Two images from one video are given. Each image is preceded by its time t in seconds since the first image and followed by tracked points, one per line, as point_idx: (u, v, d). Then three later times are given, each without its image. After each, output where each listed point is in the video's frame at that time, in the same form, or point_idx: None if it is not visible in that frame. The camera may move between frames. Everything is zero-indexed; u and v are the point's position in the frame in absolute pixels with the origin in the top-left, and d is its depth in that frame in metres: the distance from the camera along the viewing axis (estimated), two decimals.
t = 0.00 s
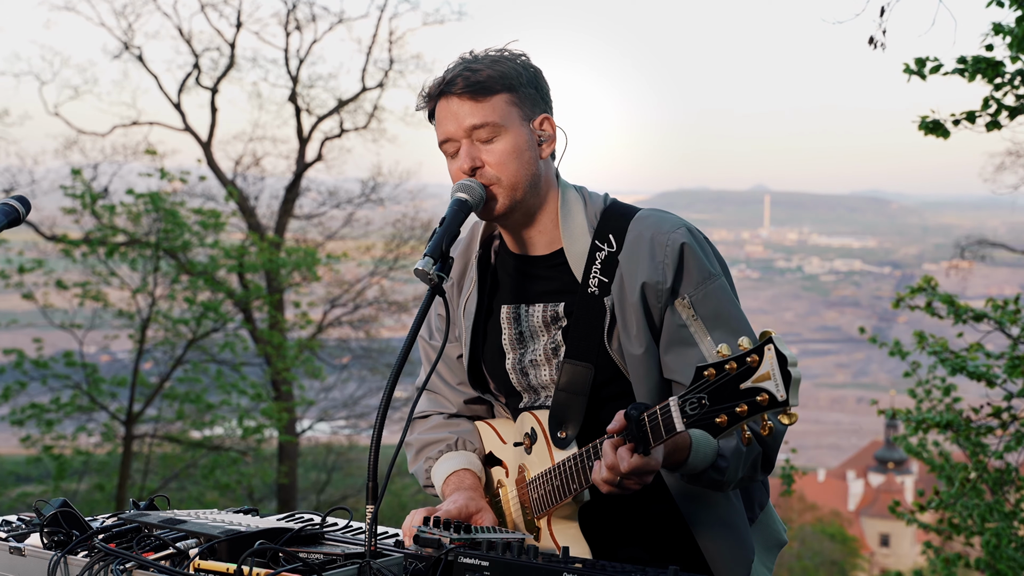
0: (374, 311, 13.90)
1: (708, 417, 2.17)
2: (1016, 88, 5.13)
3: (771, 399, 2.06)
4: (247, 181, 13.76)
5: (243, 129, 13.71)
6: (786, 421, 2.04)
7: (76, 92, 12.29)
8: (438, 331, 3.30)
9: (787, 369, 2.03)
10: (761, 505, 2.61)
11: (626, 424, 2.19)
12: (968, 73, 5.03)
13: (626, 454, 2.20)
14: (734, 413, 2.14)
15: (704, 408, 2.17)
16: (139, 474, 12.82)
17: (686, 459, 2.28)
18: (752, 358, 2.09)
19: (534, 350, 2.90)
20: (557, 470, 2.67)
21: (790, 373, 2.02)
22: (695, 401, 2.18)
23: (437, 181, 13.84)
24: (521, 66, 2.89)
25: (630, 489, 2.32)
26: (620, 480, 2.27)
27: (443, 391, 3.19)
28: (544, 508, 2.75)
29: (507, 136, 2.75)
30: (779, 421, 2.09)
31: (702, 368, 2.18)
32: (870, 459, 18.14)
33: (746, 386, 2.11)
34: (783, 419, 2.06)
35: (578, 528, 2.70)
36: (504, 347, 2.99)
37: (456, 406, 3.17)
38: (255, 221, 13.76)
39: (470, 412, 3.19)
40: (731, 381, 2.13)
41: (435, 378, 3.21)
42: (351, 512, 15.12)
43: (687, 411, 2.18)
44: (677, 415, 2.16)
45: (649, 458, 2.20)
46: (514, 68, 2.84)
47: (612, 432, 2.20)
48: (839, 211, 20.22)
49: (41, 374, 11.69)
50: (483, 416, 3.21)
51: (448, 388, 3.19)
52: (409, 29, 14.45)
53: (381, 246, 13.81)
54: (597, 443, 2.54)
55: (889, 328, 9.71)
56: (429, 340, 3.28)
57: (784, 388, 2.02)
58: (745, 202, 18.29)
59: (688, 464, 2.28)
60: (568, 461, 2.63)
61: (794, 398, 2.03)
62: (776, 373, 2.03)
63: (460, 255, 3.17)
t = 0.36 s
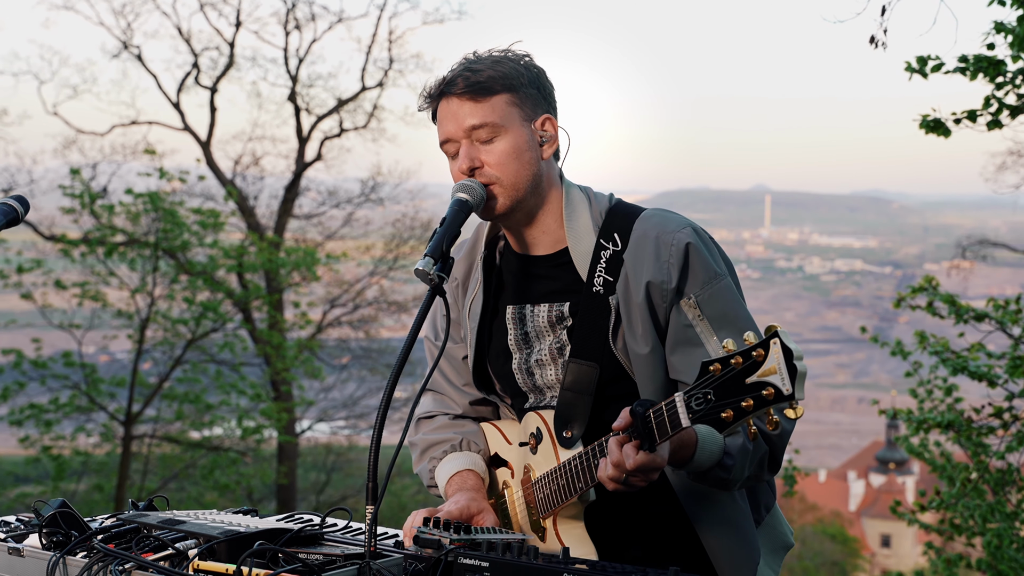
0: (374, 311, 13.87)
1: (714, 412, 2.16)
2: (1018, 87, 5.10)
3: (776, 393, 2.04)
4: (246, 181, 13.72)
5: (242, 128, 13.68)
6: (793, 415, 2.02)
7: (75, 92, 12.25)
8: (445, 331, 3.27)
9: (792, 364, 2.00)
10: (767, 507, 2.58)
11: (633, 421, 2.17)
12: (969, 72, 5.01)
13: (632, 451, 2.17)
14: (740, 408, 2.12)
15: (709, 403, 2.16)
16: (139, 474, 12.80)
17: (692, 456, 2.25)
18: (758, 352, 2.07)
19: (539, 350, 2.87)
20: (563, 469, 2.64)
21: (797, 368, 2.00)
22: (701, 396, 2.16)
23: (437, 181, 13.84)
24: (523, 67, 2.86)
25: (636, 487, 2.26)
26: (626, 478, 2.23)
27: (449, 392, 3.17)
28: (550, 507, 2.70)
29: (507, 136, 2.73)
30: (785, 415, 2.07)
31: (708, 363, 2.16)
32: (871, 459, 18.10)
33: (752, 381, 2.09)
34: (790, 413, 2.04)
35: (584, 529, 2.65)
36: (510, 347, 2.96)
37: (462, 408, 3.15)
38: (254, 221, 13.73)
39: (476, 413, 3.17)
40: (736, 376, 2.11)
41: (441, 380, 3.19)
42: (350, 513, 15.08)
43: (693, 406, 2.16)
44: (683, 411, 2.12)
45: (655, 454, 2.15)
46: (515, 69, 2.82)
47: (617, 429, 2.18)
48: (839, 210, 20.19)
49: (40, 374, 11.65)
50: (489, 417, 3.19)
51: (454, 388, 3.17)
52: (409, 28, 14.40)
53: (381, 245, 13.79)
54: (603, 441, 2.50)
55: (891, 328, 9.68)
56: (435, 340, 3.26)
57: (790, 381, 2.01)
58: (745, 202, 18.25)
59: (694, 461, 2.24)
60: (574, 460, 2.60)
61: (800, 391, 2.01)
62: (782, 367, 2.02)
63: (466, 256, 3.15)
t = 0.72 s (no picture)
0: (373, 311, 13.87)
1: (694, 412, 2.00)
2: (1019, 87, 5.08)
3: (752, 393, 1.88)
4: (246, 181, 13.69)
5: (241, 128, 13.64)
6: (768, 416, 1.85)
7: (73, 91, 12.20)
8: (457, 333, 3.21)
9: (768, 362, 1.85)
10: (776, 512, 2.54)
11: (621, 422, 2.13)
12: (970, 72, 4.98)
13: (619, 451, 2.14)
14: (719, 407, 1.96)
15: (691, 403, 2.01)
16: (138, 475, 12.79)
17: (686, 458, 2.25)
18: (735, 350, 1.92)
19: (544, 351, 2.85)
20: (562, 469, 2.63)
21: (772, 366, 1.84)
22: (683, 395, 2.03)
23: (436, 181, 13.85)
24: (524, 67, 2.84)
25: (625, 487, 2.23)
26: (614, 478, 2.20)
27: (460, 393, 3.13)
28: (550, 508, 2.71)
29: (508, 137, 2.70)
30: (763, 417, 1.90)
31: (690, 361, 2.02)
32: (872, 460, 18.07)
33: (730, 379, 1.94)
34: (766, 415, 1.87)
35: (586, 530, 2.67)
36: (515, 348, 2.94)
37: (473, 409, 3.10)
38: (254, 221, 13.71)
39: (488, 414, 3.11)
40: (716, 375, 1.96)
41: (453, 381, 3.15)
42: (350, 513, 15.05)
43: (675, 405, 2.03)
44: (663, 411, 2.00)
45: (642, 454, 2.13)
46: (515, 70, 2.80)
47: (605, 429, 2.15)
48: (840, 210, 20.15)
49: (38, 374, 11.58)
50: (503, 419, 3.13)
51: (465, 389, 3.13)
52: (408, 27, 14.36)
53: (381, 245, 13.78)
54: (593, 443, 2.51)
55: (891, 328, 9.66)
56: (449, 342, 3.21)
57: (766, 380, 1.84)
58: (745, 202, 18.21)
59: (690, 462, 2.25)
60: (571, 460, 2.60)
61: (777, 390, 1.84)
62: (758, 366, 1.86)
63: (475, 258, 3.12)
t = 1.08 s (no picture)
0: (373, 311, 13.83)
1: (664, 412, 1.94)
2: (1021, 86, 5.05)
3: (716, 393, 1.81)
4: (245, 180, 13.67)
5: (241, 128, 13.62)
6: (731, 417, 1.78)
7: (72, 90, 12.17)
8: (470, 333, 3.20)
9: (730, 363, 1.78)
10: (780, 521, 2.49)
11: (600, 422, 2.08)
12: (971, 71, 4.96)
13: (597, 451, 2.09)
14: (687, 408, 1.90)
15: (661, 403, 1.95)
16: (137, 475, 12.78)
17: (676, 459, 2.21)
18: (701, 350, 1.86)
19: (546, 352, 2.83)
20: (555, 470, 2.61)
21: (735, 367, 1.76)
22: (654, 395, 1.97)
23: (436, 181, 13.84)
24: (528, 68, 2.81)
25: (607, 486, 2.19)
26: (594, 478, 2.15)
27: (473, 392, 3.10)
28: (546, 508, 2.68)
29: (508, 139, 2.68)
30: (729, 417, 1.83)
31: (659, 361, 1.96)
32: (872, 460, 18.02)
33: (696, 379, 1.88)
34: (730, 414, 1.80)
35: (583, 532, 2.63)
36: (521, 349, 2.93)
37: (485, 409, 3.08)
38: (253, 221, 13.70)
39: (501, 416, 3.08)
40: (684, 374, 1.90)
41: (466, 380, 3.12)
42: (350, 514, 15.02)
43: (647, 405, 1.96)
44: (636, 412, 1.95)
45: (621, 455, 2.07)
46: (517, 71, 2.77)
47: (585, 429, 2.10)
48: (841, 210, 20.11)
49: (37, 374, 11.54)
50: (515, 420, 3.08)
51: (478, 390, 3.10)
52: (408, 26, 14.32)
53: (381, 245, 13.73)
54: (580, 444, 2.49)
55: (893, 328, 9.61)
56: (462, 342, 3.19)
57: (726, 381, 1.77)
58: (746, 202, 18.19)
59: (679, 463, 2.21)
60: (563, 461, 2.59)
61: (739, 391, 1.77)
62: (721, 366, 1.79)
63: (484, 258, 3.09)
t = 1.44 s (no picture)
0: (372, 311, 13.80)
1: (653, 417, 1.91)
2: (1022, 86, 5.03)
3: (704, 400, 1.79)
4: (244, 180, 13.66)
5: (240, 127, 13.59)
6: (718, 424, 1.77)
7: (71, 90, 12.14)
8: (476, 327, 3.16)
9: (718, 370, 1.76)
10: (778, 531, 2.47)
11: (593, 425, 2.08)
12: (973, 70, 4.93)
13: (589, 454, 2.08)
14: (676, 413, 1.88)
15: (651, 408, 1.92)
16: (136, 476, 12.79)
17: (671, 460, 2.22)
18: (689, 356, 1.83)
19: (545, 351, 2.81)
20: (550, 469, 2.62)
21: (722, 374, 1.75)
22: (644, 400, 1.94)
23: (436, 180, 13.83)
24: (541, 68, 2.78)
25: (600, 488, 2.18)
26: (587, 480, 2.14)
27: (475, 386, 3.06)
28: (544, 508, 2.67)
29: (514, 140, 2.66)
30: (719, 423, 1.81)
31: (649, 366, 1.93)
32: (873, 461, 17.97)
33: (685, 385, 1.85)
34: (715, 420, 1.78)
35: (581, 531, 2.63)
36: (522, 347, 2.90)
37: (486, 404, 3.04)
38: (252, 220, 13.69)
39: (503, 412, 3.04)
40: (672, 379, 1.88)
41: (468, 372, 3.09)
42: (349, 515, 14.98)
43: (638, 410, 1.94)
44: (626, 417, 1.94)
45: (613, 458, 2.07)
46: (529, 71, 2.74)
47: (576, 432, 2.10)
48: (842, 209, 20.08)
49: (36, 374, 11.51)
50: (517, 416, 3.04)
51: (479, 382, 3.06)
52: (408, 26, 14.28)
53: (380, 245, 13.69)
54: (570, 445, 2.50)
55: (893, 329, 9.57)
56: (467, 335, 3.15)
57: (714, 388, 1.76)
58: (748, 202, 18.16)
59: (673, 466, 2.22)
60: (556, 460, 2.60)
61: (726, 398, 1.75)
62: (708, 373, 1.77)
63: (492, 252, 3.04)
